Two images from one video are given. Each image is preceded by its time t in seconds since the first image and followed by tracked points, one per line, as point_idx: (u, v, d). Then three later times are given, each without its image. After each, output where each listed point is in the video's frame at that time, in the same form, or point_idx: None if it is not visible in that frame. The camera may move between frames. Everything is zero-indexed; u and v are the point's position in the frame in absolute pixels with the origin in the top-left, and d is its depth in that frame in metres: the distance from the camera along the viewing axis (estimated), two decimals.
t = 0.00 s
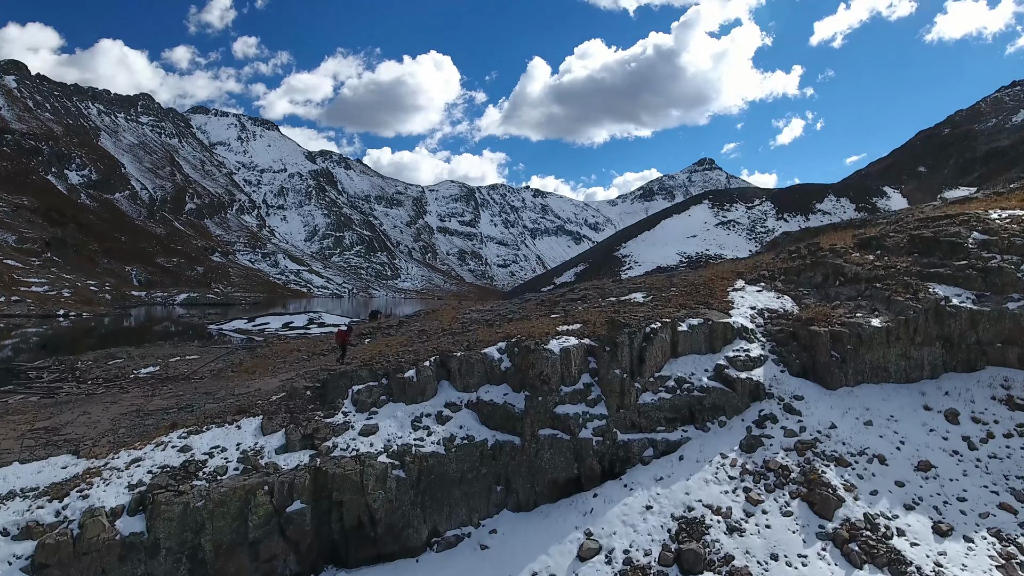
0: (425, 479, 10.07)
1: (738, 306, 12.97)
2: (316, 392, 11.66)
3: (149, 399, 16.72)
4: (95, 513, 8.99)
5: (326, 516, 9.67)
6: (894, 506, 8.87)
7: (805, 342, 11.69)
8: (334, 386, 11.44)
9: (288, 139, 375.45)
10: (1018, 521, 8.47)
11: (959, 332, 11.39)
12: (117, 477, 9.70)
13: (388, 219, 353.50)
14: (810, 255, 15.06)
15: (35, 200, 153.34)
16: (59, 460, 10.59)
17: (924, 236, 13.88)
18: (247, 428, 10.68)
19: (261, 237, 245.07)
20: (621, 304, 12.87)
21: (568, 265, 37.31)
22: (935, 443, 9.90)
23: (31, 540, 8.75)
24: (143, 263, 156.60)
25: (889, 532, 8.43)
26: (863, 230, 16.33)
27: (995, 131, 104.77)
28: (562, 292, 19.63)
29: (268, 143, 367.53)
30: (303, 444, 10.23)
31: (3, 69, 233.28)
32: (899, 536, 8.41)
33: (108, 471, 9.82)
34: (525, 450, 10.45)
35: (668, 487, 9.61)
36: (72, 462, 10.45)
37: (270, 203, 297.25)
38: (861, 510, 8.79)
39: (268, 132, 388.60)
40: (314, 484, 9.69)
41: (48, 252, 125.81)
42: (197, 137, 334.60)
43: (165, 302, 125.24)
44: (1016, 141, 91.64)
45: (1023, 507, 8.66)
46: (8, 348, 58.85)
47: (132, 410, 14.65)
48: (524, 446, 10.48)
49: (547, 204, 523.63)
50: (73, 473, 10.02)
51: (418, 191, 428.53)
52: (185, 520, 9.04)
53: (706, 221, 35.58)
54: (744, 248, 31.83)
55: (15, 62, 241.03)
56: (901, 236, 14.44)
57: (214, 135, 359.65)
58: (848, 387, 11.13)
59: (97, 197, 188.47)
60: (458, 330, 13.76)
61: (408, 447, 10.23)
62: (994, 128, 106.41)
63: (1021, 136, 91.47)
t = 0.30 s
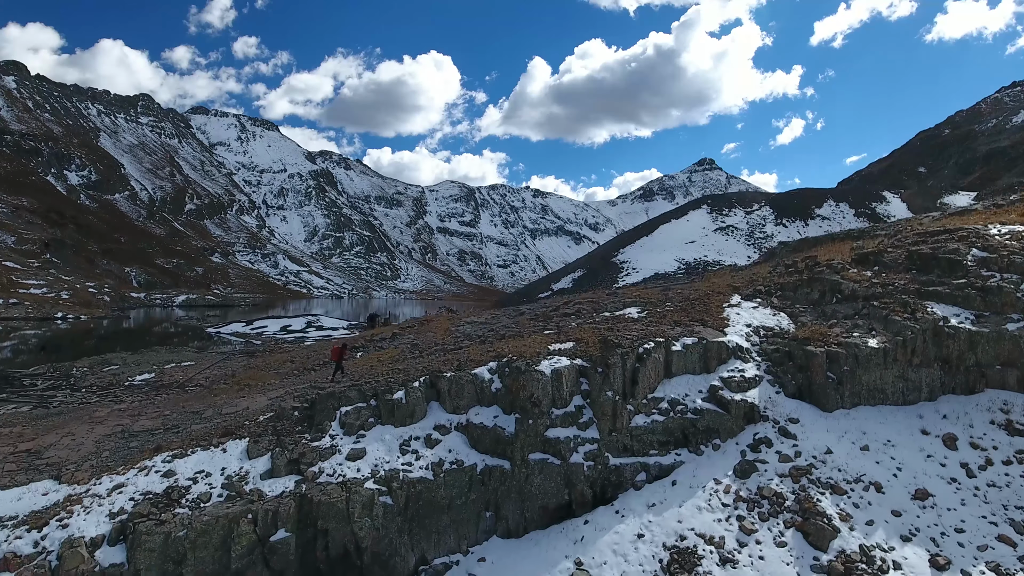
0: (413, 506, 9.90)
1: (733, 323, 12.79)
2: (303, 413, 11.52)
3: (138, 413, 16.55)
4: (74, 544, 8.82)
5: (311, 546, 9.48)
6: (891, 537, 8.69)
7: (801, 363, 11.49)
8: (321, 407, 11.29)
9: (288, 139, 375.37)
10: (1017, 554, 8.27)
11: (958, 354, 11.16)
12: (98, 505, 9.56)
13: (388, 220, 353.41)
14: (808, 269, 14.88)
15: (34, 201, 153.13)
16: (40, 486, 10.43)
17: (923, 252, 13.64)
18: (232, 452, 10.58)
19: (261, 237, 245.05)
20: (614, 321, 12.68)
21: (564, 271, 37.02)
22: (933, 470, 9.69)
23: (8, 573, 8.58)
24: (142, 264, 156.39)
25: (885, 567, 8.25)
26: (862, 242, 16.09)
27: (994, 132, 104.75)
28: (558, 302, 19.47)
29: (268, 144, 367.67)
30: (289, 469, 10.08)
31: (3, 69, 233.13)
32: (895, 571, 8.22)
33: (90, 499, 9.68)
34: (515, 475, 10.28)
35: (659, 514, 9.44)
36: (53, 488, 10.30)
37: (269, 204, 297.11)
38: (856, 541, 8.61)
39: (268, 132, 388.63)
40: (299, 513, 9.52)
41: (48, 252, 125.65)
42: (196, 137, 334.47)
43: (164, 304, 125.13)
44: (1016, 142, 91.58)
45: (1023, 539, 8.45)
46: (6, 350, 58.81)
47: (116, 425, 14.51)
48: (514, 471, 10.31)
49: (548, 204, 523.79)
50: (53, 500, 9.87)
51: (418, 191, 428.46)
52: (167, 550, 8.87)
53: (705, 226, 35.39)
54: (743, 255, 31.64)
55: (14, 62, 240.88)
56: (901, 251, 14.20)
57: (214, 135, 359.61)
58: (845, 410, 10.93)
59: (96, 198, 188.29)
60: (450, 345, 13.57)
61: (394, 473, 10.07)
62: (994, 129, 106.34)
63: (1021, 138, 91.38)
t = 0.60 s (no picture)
0: (399, 534, 9.73)
1: (727, 342, 12.65)
2: (290, 436, 11.39)
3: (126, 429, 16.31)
4: None
5: None
6: (887, 570, 8.43)
7: (797, 386, 11.31)
8: (308, 428, 11.15)
9: (287, 140, 375.16)
10: None
11: (957, 377, 10.86)
12: (77, 535, 9.37)
13: (388, 220, 353.27)
14: (804, 285, 14.67)
15: (33, 202, 152.81)
16: (19, 512, 10.20)
17: (920, 270, 13.36)
18: (218, 477, 10.46)
19: (260, 238, 244.95)
20: (607, 339, 12.47)
21: (562, 277, 36.77)
22: (930, 499, 9.43)
23: None
24: (141, 266, 156.18)
25: None
26: (860, 255, 15.81)
27: (994, 133, 104.60)
28: (555, 314, 19.29)
29: (267, 144, 367.67)
30: (274, 496, 9.93)
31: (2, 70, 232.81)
32: None
33: (69, 528, 9.51)
34: (504, 502, 10.10)
35: (651, 544, 9.25)
36: (32, 516, 10.09)
37: (269, 204, 296.94)
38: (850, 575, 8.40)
39: (267, 133, 388.45)
40: (282, 543, 9.34)
41: (46, 254, 125.49)
42: (196, 138, 334.28)
43: (163, 305, 124.95)
44: (1016, 143, 91.50)
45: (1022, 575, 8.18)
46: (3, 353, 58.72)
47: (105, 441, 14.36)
48: (503, 498, 10.13)
49: (548, 204, 524.05)
50: (32, 529, 9.67)
51: (417, 192, 428.34)
52: None
53: (703, 232, 35.23)
54: (742, 262, 31.47)
55: (13, 63, 240.59)
56: (897, 267, 13.93)
57: (214, 135, 359.39)
58: (841, 434, 10.74)
59: (95, 199, 188.11)
60: (441, 362, 13.38)
61: (381, 500, 9.90)
62: (994, 129, 106.31)
63: (1021, 139, 91.32)
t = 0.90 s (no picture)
0: (386, 563, 9.54)
1: (722, 362, 12.47)
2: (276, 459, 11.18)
3: (115, 444, 16.12)
4: None
5: None
6: None
7: (792, 409, 11.13)
8: (295, 452, 10.95)
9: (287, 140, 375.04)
10: None
11: (954, 402, 10.63)
12: (56, 566, 9.19)
13: (388, 221, 353.24)
14: (802, 300, 14.51)
15: (32, 203, 152.71)
16: None
17: (918, 288, 13.04)
18: (201, 504, 10.29)
19: (260, 239, 244.97)
20: (600, 359, 12.25)
21: (560, 282, 36.52)
22: (926, 529, 9.22)
23: None
24: (141, 266, 156.11)
25: None
26: (858, 268, 15.53)
27: (994, 133, 104.39)
28: (554, 326, 19.15)
29: (267, 144, 367.70)
30: (257, 524, 9.74)
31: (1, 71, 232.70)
32: None
33: (48, 559, 9.33)
34: (492, 531, 9.91)
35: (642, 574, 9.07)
36: (10, 545, 9.89)
37: (269, 204, 296.84)
38: None
39: (267, 133, 388.32)
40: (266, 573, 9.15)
41: (46, 255, 125.40)
42: (196, 138, 334.20)
43: (162, 307, 124.93)
44: (1016, 145, 91.44)
45: None
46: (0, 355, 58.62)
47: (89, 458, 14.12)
48: (491, 526, 9.93)
49: (548, 204, 524.20)
50: (11, 558, 9.48)
51: (417, 192, 428.34)
52: None
53: (702, 237, 35.01)
54: (741, 269, 31.30)
55: (13, 63, 240.40)
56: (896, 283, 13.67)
57: (214, 136, 359.28)
58: (836, 460, 10.56)
59: (95, 200, 187.94)
60: (432, 379, 13.17)
61: (367, 529, 9.72)
62: (994, 130, 106.25)
63: (1021, 140, 91.25)
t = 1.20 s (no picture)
0: None
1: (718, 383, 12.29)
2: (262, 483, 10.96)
3: (104, 460, 15.94)
4: None
5: None
6: None
7: (787, 434, 10.94)
8: (280, 477, 10.74)
9: (287, 140, 374.75)
10: None
11: (951, 429, 10.44)
12: None
13: (388, 221, 353.24)
14: (798, 316, 14.34)
15: (32, 204, 152.55)
16: None
17: (916, 307, 12.73)
18: (185, 532, 10.08)
19: (259, 239, 244.94)
20: (593, 379, 12.01)
21: (557, 288, 36.19)
22: (924, 564, 9.00)
23: None
24: (140, 267, 155.97)
25: None
26: (856, 282, 15.29)
27: (994, 134, 104.29)
28: (546, 338, 18.93)
29: (267, 145, 367.51)
30: (241, 555, 9.54)
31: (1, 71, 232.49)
32: None
33: None
34: (480, 561, 9.67)
35: None
36: None
37: (269, 205, 296.66)
38: None
39: (267, 133, 388.25)
40: None
41: (45, 257, 125.22)
42: (195, 138, 333.96)
43: (161, 309, 124.84)
44: (1016, 146, 91.43)
45: None
46: None
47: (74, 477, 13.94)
48: (479, 556, 9.69)
49: (548, 204, 524.31)
50: None
51: (417, 192, 428.34)
52: None
53: (700, 243, 34.84)
54: (739, 276, 31.17)
55: (12, 63, 239.97)
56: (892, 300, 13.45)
57: (213, 136, 359.16)
58: (830, 487, 10.38)
59: (95, 201, 187.75)
60: (422, 399, 12.98)
61: (353, 559, 9.51)
62: (995, 130, 106.17)
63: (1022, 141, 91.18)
